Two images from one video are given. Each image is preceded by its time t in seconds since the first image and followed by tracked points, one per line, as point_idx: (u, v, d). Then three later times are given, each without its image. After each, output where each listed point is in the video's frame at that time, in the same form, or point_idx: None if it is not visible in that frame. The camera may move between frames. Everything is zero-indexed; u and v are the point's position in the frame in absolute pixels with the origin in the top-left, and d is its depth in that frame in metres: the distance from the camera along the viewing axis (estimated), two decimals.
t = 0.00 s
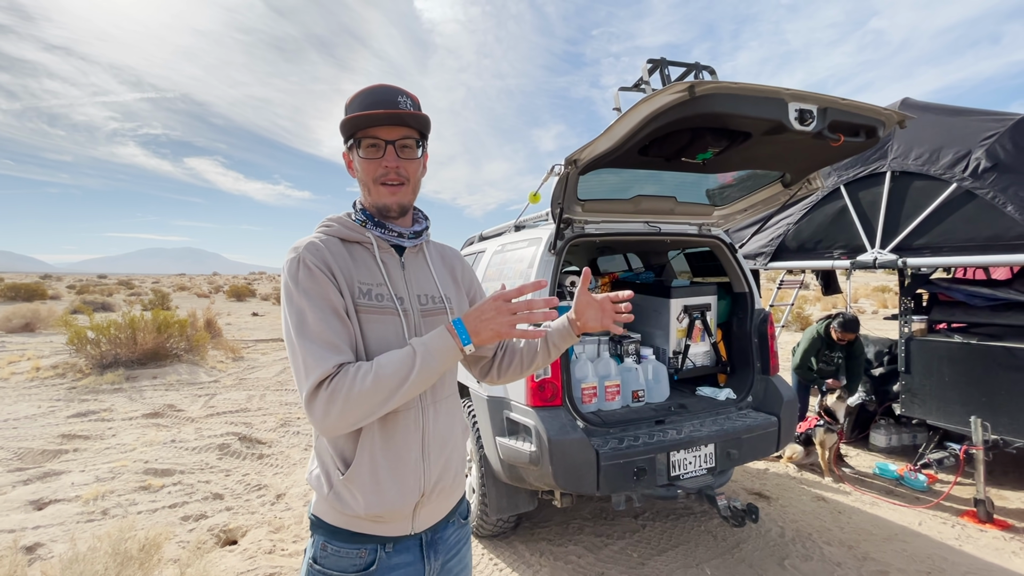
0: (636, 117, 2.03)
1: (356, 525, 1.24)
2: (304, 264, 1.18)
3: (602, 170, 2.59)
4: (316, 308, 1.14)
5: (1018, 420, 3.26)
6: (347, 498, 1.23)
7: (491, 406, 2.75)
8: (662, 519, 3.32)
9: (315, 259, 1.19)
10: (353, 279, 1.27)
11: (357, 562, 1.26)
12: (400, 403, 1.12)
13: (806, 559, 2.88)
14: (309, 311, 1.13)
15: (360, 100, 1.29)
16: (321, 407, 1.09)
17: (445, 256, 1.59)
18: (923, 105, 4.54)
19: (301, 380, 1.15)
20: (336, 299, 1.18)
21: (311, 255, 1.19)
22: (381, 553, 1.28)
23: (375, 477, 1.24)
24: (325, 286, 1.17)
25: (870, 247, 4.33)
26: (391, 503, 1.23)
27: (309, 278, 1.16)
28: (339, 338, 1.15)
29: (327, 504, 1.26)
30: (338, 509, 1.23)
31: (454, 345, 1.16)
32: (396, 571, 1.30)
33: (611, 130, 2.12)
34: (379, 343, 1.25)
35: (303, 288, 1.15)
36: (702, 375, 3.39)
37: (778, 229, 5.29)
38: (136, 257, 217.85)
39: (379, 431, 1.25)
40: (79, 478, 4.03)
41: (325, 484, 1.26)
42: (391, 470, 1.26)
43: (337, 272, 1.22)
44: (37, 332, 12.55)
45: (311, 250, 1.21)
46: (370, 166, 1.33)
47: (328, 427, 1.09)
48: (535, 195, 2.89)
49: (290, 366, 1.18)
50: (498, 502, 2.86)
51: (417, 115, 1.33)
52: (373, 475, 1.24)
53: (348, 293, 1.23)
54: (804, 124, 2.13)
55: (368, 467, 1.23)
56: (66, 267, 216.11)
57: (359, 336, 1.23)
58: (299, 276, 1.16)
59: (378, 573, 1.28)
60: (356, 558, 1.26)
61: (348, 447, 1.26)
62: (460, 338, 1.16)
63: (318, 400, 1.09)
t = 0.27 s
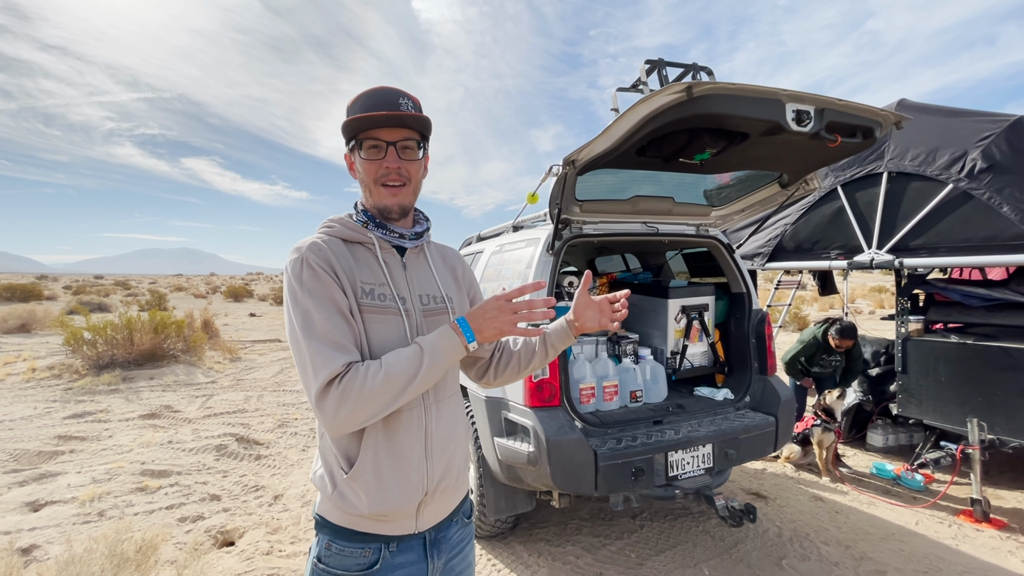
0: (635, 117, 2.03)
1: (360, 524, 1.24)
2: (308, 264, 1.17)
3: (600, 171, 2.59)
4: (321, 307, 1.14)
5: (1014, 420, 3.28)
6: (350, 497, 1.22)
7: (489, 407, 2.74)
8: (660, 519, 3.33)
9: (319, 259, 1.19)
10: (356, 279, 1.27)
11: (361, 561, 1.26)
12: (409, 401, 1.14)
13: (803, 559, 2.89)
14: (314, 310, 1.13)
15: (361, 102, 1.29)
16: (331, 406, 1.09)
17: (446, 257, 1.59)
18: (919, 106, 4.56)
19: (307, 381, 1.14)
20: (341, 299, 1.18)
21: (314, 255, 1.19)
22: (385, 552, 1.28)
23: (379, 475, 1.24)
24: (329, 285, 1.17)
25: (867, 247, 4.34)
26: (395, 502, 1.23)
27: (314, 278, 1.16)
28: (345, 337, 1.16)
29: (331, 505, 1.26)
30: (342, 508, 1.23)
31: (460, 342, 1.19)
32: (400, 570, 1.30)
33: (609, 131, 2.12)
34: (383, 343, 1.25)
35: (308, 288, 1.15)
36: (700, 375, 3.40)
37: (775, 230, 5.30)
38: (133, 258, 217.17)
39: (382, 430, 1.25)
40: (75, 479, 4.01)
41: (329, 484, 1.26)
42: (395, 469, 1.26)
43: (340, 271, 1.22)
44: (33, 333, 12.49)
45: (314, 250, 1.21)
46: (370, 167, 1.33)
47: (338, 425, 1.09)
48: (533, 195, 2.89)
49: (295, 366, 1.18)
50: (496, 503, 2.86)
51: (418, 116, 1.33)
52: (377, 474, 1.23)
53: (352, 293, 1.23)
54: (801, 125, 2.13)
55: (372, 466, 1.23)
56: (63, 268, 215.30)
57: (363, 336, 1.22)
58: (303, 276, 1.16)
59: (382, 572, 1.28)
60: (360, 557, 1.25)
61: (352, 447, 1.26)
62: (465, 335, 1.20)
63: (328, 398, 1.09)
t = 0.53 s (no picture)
0: (633, 118, 2.03)
1: (365, 523, 1.24)
2: (310, 263, 1.17)
3: (598, 171, 2.60)
4: (326, 305, 1.14)
5: (1010, 420, 3.29)
6: (355, 496, 1.22)
7: (487, 407, 2.74)
8: (658, 520, 3.33)
9: (322, 258, 1.19)
10: (358, 278, 1.27)
11: (366, 561, 1.25)
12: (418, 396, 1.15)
13: (801, 559, 2.90)
14: (320, 308, 1.13)
15: (361, 104, 1.29)
16: (341, 403, 1.08)
17: (444, 258, 1.59)
18: (916, 107, 4.58)
19: (314, 380, 1.13)
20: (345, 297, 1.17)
21: (317, 255, 1.19)
22: (389, 550, 1.28)
23: (384, 474, 1.23)
24: (333, 283, 1.17)
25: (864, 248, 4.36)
26: (400, 500, 1.23)
27: (317, 277, 1.16)
28: (351, 335, 1.15)
29: (335, 504, 1.25)
30: (347, 507, 1.22)
31: (466, 339, 1.21)
32: (404, 568, 1.30)
33: (607, 132, 2.12)
34: (387, 342, 1.25)
35: (312, 287, 1.14)
36: (699, 376, 3.40)
37: (773, 230, 5.31)
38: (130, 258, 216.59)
39: (386, 429, 1.25)
40: (72, 480, 4.00)
41: (333, 484, 1.25)
42: (399, 467, 1.25)
43: (343, 270, 1.22)
44: (29, 333, 12.44)
45: (316, 249, 1.21)
46: (369, 168, 1.33)
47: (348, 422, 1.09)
48: (532, 196, 2.89)
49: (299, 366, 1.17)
50: (495, 503, 2.86)
51: (417, 118, 1.33)
52: (382, 472, 1.23)
53: (355, 292, 1.22)
54: (799, 125, 2.14)
55: (378, 464, 1.23)
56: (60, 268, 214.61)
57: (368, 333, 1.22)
58: (306, 275, 1.15)
59: (386, 571, 1.28)
60: (364, 556, 1.25)
61: (356, 446, 1.25)
62: (470, 331, 1.21)
63: (337, 395, 1.08)
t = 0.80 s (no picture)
0: (631, 118, 2.03)
1: (363, 524, 1.23)
2: (311, 263, 1.17)
3: (597, 171, 2.60)
4: (326, 306, 1.14)
5: (1008, 420, 3.30)
6: (353, 497, 1.21)
7: (486, 408, 2.74)
8: (657, 520, 3.33)
9: (322, 259, 1.19)
10: (358, 279, 1.27)
11: (364, 561, 1.25)
12: (417, 400, 1.15)
13: (800, 558, 2.90)
14: (320, 309, 1.13)
15: (356, 105, 1.29)
16: (339, 404, 1.08)
17: (442, 259, 1.60)
18: (914, 108, 4.59)
19: (312, 381, 1.13)
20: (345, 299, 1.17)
21: (317, 255, 1.19)
22: (387, 551, 1.28)
23: (382, 474, 1.23)
24: (333, 285, 1.17)
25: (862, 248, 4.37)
26: (398, 500, 1.23)
27: (318, 277, 1.16)
28: (350, 336, 1.15)
29: (333, 505, 1.25)
30: (345, 508, 1.22)
31: (466, 348, 1.21)
32: (402, 568, 1.30)
33: (606, 132, 2.12)
34: (385, 343, 1.25)
35: (312, 287, 1.14)
36: (697, 376, 3.40)
37: (771, 231, 5.32)
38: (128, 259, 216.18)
39: (384, 429, 1.25)
40: (69, 481, 3.99)
41: (331, 485, 1.25)
42: (398, 467, 1.25)
43: (343, 271, 1.22)
44: (27, 334, 12.41)
45: (316, 249, 1.21)
46: (367, 169, 1.33)
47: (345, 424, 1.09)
48: (530, 197, 2.89)
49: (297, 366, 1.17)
50: (493, 504, 2.86)
51: (413, 117, 1.33)
52: (380, 472, 1.23)
53: (355, 293, 1.22)
54: (797, 126, 2.14)
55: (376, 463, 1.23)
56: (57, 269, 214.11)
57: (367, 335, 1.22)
58: (306, 275, 1.15)
59: (384, 571, 1.28)
60: (363, 557, 1.25)
61: (354, 446, 1.25)
62: (470, 341, 1.22)
63: (334, 397, 1.08)
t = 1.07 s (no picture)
0: (630, 119, 2.04)
1: (360, 525, 1.23)
2: (309, 263, 1.17)
3: (596, 172, 2.60)
4: (324, 307, 1.14)
5: (1006, 420, 3.30)
6: (350, 498, 1.21)
7: (485, 408, 2.74)
8: (656, 520, 3.33)
9: (320, 259, 1.19)
10: (357, 279, 1.27)
11: (361, 562, 1.25)
12: (415, 403, 1.15)
13: (799, 558, 2.90)
14: (317, 310, 1.13)
15: (358, 104, 1.29)
16: (336, 406, 1.08)
17: (441, 260, 1.60)
18: (912, 108, 4.60)
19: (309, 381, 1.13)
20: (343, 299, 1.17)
21: (315, 255, 1.19)
22: (384, 552, 1.28)
23: (380, 475, 1.23)
24: (331, 285, 1.17)
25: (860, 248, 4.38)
26: (395, 501, 1.23)
27: (316, 278, 1.16)
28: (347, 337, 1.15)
29: (330, 506, 1.25)
30: (341, 509, 1.22)
31: (465, 354, 1.21)
32: (399, 569, 1.30)
33: (605, 133, 2.13)
34: (383, 344, 1.25)
35: (310, 288, 1.14)
36: (696, 376, 3.41)
37: (770, 231, 5.33)
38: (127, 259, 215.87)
39: (382, 430, 1.25)
40: (67, 482, 3.98)
41: (327, 485, 1.24)
42: (395, 469, 1.25)
43: (341, 271, 1.22)
44: (25, 335, 12.39)
45: (315, 249, 1.21)
46: (368, 168, 1.33)
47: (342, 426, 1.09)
48: (530, 197, 2.89)
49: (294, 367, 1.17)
50: (492, 504, 2.86)
51: (414, 117, 1.33)
52: (377, 473, 1.23)
53: (354, 293, 1.22)
54: (796, 127, 2.14)
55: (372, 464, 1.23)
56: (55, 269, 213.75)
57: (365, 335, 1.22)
58: (304, 275, 1.15)
59: (382, 572, 1.28)
60: (360, 558, 1.25)
61: (351, 447, 1.25)
62: (470, 348, 1.22)
63: (331, 398, 1.08)
